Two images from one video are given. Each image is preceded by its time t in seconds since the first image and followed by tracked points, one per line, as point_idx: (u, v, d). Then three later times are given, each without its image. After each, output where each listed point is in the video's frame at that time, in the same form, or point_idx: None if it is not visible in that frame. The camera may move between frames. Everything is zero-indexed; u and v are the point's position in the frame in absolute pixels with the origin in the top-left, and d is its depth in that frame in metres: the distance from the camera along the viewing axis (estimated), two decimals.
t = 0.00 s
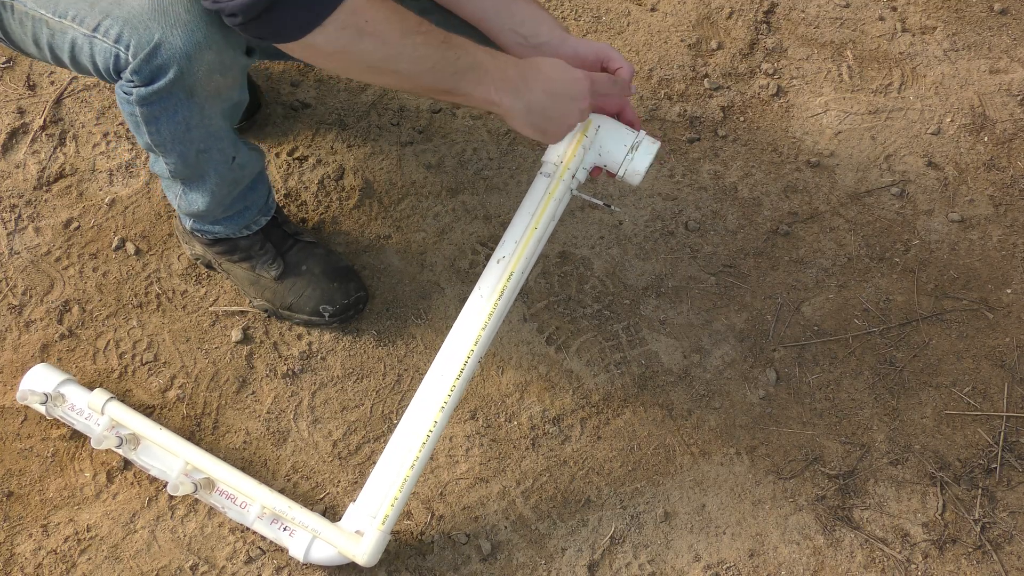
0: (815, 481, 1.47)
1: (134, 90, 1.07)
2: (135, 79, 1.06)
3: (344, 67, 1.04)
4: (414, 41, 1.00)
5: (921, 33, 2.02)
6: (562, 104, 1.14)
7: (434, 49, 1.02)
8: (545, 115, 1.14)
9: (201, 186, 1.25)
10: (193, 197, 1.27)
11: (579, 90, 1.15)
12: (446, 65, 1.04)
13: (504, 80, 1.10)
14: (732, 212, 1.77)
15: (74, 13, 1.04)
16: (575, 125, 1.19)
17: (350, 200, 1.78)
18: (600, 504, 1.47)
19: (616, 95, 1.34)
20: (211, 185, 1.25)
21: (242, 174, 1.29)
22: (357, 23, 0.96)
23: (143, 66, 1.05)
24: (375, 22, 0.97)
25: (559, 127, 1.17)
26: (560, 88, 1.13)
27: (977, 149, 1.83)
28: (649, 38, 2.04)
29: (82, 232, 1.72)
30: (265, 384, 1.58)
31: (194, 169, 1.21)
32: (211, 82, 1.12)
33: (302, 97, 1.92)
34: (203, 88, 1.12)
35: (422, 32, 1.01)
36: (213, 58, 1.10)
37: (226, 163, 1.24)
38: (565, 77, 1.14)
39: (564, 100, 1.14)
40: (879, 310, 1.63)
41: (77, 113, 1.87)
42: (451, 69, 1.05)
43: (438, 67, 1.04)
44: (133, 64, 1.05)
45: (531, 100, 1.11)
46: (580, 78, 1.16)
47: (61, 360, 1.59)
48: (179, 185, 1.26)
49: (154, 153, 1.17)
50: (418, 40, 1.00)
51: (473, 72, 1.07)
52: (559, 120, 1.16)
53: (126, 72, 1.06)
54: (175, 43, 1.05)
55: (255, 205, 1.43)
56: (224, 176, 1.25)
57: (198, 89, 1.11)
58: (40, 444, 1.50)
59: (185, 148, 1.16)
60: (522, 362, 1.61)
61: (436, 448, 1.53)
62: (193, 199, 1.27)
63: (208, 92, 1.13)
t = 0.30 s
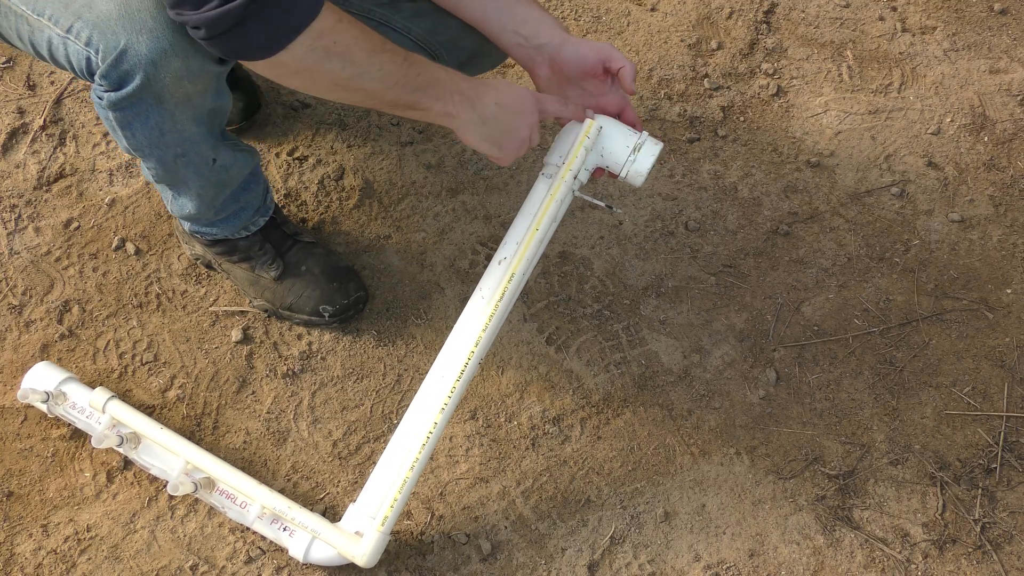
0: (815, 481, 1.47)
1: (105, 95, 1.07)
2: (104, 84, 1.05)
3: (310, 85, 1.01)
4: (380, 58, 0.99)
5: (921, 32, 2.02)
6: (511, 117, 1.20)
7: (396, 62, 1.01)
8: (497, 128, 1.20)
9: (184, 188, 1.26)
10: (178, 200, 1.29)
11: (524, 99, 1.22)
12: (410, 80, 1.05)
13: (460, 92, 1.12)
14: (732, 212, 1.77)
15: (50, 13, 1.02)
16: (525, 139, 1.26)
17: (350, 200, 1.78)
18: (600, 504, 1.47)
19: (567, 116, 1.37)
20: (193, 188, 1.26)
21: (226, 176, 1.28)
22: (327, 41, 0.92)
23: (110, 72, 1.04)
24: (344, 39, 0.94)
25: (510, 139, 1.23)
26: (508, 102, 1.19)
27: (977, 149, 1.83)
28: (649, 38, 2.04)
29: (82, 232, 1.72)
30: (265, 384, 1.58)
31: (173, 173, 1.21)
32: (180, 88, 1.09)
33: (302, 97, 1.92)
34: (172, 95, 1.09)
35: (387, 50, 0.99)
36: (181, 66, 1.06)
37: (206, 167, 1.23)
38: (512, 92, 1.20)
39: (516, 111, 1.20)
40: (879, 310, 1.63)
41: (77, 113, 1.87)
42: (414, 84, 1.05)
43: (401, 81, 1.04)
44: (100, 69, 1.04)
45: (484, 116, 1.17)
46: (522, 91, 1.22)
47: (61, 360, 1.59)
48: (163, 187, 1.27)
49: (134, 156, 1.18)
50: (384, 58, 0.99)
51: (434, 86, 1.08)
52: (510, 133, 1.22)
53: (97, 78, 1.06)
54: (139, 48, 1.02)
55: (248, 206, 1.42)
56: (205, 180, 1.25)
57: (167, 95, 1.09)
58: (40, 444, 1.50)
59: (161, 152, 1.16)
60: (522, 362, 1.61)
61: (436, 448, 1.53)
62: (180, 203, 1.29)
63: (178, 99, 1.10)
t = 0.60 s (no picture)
0: (815, 481, 1.47)
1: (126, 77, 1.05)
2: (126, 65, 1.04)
3: (237, 127, 0.91)
4: (312, 101, 0.92)
5: (921, 32, 2.02)
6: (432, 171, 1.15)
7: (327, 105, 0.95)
8: (416, 183, 1.13)
9: (196, 177, 1.25)
10: (189, 189, 1.28)
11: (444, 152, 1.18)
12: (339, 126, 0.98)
13: (380, 142, 1.07)
14: (732, 212, 1.77)
15: None
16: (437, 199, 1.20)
17: (350, 200, 1.78)
18: (600, 504, 1.47)
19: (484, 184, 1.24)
20: (205, 177, 1.25)
21: (237, 168, 1.28)
22: (264, 80, 0.85)
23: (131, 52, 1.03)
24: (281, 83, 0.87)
25: (424, 196, 1.17)
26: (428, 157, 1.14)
27: (976, 148, 1.83)
28: (649, 38, 2.04)
29: (81, 232, 1.72)
30: (266, 384, 1.58)
31: (187, 160, 1.20)
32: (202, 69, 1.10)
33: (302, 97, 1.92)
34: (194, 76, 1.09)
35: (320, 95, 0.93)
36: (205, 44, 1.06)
37: (220, 154, 1.22)
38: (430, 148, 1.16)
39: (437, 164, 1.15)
40: (879, 310, 1.63)
41: (77, 113, 1.87)
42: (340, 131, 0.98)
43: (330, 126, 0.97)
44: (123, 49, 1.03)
45: (406, 170, 1.11)
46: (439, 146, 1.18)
47: (61, 360, 1.59)
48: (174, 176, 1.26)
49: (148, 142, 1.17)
50: (316, 103, 0.93)
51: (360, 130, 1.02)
52: (423, 190, 1.16)
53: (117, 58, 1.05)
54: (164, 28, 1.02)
55: (251, 204, 1.43)
56: (218, 169, 1.24)
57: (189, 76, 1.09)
58: (40, 444, 1.50)
59: (177, 138, 1.14)
60: (522, 362, 1.61)
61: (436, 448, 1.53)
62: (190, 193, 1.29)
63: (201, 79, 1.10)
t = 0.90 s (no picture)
0: (815, 481, 1.47)
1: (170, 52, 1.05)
2: (174, 42, 1.04)
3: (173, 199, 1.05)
4: (230, 198, 1.02)
5: (921, 33, 2.02)
6: (372, 269, 1.19)
7: (249, 202, 1.04)
8: (352, 274, 1.20)
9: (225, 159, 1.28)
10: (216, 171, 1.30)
11: (403, 253, 1.20)
12: (263, 219, 1.07)
13: (320, 236, 1.14)
14: (732, 212, 1.77)
15: None
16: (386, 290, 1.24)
17: (350, 200, 1.78)
18: (600, 504, 1.47)
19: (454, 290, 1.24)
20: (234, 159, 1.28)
21: (263, 153, 1.31)
22: (173, 177, 0.98)
23: (182, 30, 1.03)
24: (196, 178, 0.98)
25: (364, 287, 1.23)
26: (374, 254, 1.19)
27: (976, 148, 1.83)
28: (649, 38, 2.04)
29: (82, 232, 1.72)
30: (266, 384, 1.58)
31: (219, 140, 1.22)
32: (247, 46, 1.10)
33: (302, 97, 1.92)
34: (239, 52, 1.10)
35: (243, 195, 1.03)
36: (252, 21, 1.08)
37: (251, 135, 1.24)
38: (386, 248, 1.19)
39: (381, 264, 1.19)
40: (879, 310, 1.63)
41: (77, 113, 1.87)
42: (263, 223, 1.08)
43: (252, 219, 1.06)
44: (172, 26, 1.03)
45: (342, 261, 1.18)
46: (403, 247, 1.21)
47: (61, 360, 1.59)
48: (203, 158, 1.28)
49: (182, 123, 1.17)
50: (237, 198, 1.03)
51: (292, 224, 1.10)
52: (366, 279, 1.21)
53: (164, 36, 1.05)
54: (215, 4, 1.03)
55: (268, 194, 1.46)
56: (248, 150, 1.27)
57: (234, 52, 1.09)
58: (40, 444, 1.50)
59: (214, 117, 1.16)
60: (522, 362, 1.61)
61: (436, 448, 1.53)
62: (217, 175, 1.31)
63: (244, 56, 1.11)
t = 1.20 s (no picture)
0: (815, 481, 1.47)
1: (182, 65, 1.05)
2: (186, 51, 1.04)
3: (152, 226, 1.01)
4: (200, 244, 0.97)
5: (921, 33, 2.02)
6: (319, 356, 1.10)
7: (218, 253, 0.98)
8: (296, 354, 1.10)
9: (224, 165, 1.27)
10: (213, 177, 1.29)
11: (355, 353, 1.12)
12: (229, 272, 1.00)
13: (277, 307, 1.06)
14: (732, 212, 1.77)
15: None
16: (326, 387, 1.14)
17: (350, 200, 1.78)
18: (600, 504, 1.47)
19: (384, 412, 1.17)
20: (238, 165, 1.27)
21: (263, 160, 1.31)
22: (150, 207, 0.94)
23: (196, 38, 1.03)
24: (175, 215, 0.95)
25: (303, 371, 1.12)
26: (326, 346, 1.10)
27: (977, 148, 1.83)
28: (649, 38, 2.04)
29: (81, 232, 1.72)
30: (265, 384, 1.58)
31: (224, 147, 1.21)
32: (259, 54, 1.13)
33: (302, 97, 1.92)
34: (251, 60, 1.12)
35: (217, 245, 0.98)
36: (267, 29, 1.12)
37: (256, 142, 1.24)
38: (340, 343, 1.11)
39: (328, 354, 1.09)
40: (879, 310, 1.63)
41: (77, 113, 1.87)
42: (225, 277, 1.01)
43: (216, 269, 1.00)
44: (186, 36, 1.03)
45: (292, 339, 1.09)
46: (357, 346, 1.13)
47: (61, 360, 1.59)
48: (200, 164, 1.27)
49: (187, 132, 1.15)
50: (209, 246, 0.97)
51: (254, 287, 1.03)
52: (309, 368, 1.11)
53: (175, 45, 1.03)
54: (231, 13, 1.06)
55: (265, 199, 1.45)
56: (251, 157, 1.27)
57: (247, 61, 1.11)
58: (40, 444, 1.50)
59: (222, 124, 1.15)
60: (522, 362, 1.61)
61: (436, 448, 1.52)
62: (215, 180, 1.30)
63: (255, 65, 1.14)
